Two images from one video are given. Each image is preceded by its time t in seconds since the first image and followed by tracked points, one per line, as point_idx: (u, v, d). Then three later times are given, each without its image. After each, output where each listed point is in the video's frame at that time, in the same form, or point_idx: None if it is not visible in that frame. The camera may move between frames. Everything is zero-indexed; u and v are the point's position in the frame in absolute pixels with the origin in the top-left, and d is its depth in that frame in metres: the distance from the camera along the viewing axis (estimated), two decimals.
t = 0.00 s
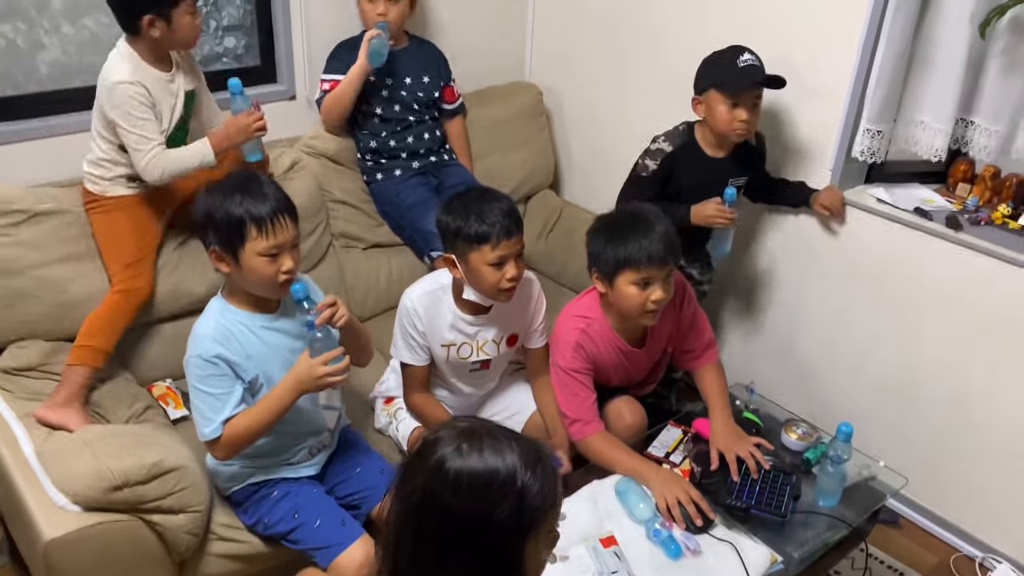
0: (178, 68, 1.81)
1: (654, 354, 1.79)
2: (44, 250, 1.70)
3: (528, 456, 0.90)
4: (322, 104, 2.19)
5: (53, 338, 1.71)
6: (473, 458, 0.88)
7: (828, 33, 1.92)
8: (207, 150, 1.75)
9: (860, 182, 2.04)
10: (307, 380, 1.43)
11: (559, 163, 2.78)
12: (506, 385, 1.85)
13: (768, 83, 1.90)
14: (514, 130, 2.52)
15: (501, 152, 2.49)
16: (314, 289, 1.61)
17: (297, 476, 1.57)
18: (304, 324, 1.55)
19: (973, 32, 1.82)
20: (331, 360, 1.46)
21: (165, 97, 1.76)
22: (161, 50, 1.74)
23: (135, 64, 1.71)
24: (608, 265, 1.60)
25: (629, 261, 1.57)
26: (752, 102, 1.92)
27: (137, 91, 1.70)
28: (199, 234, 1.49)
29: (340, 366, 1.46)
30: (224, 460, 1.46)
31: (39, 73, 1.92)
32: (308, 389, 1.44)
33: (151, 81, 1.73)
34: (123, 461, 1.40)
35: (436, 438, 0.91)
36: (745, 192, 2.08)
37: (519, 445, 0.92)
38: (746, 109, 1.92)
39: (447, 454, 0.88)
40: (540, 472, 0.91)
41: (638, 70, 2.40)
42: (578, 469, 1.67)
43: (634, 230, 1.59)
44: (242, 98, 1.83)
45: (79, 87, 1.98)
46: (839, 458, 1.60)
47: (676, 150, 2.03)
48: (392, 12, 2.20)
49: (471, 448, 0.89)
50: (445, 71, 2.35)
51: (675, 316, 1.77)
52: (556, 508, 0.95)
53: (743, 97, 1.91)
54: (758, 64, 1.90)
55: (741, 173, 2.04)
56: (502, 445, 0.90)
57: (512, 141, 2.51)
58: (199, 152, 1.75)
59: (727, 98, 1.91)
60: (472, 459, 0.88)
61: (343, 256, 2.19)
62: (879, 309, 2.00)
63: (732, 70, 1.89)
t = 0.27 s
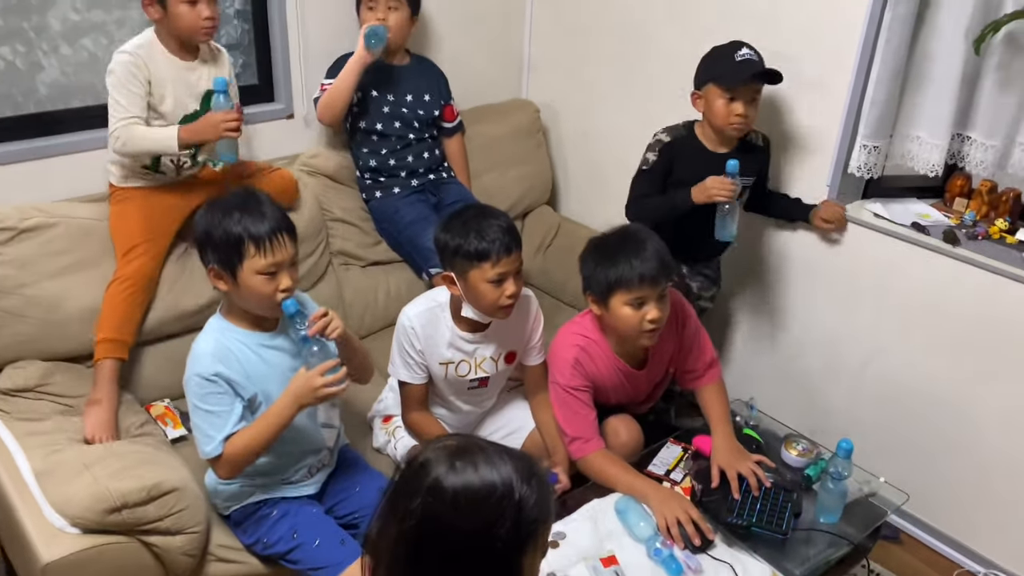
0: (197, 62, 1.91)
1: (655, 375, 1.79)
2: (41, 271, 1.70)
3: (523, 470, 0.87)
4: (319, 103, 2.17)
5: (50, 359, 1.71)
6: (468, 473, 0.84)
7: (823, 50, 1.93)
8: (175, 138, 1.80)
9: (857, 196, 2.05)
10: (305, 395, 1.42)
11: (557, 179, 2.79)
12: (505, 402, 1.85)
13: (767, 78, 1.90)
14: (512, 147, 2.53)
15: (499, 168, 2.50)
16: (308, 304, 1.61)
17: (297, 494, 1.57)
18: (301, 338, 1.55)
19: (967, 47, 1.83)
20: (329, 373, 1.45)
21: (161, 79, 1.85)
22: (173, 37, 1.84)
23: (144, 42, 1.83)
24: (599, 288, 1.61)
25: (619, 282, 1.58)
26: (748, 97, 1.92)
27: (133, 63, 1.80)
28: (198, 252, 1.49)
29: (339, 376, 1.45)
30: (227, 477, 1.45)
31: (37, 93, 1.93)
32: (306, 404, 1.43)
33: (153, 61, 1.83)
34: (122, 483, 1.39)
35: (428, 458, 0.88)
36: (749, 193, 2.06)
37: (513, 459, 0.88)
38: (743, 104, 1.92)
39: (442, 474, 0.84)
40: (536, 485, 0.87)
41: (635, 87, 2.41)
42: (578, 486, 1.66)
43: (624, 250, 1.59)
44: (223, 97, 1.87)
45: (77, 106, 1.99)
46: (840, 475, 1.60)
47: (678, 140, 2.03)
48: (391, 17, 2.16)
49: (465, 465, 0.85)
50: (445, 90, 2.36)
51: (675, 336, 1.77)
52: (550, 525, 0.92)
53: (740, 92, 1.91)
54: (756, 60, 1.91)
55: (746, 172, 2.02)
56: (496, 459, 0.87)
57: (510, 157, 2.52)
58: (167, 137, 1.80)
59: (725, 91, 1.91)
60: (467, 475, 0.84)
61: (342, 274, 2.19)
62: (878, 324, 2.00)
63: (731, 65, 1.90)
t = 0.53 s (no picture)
0: (207, 73, 1.93)
1: (661, 383, 1.79)
2: (49, 276, 1.71)
3: (533, 473, 0.86)
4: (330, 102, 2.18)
5: (58, 364, 1.71)
6: (478, 478, 0.83)
7: (830, 55, 1.93)
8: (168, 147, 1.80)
9: (864, 202, 2.04)
10: (317, 390, 1.40)
11: (563, 184, 2.79)
12: (511, 408, 1.85)
13: (772, 81, 1.91)
14: (519, 152, 2.53)
15: (505, 173, 2.50)
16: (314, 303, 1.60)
17: (303, 499, 1.58)
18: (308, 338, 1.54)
19: (975, 52, 1.83)
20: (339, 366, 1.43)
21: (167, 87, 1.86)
22: (183, 49, 1.86)
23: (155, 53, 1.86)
24: (607, 296, 1.61)
25: (627, 292, 1.57)
26: (753, 100, 1.94)
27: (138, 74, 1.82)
28: (204, 256, 1.49)
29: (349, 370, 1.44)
30: (245, 479, 1.44)
31: (46, 98, 1.94)
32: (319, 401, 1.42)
33: (160, 73, 1.85)
34: (130, 488, 1.39)
35: (434, 463, 0.86)
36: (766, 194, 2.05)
37: (521, 462, 0.87)
38: (748, 106, 1.94)
39: (453, 484, 0.83)
40: (544, 486, 0.87)
41: (641, 92, 2.41)
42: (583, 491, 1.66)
43: (632, 260, 1.59)
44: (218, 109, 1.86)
45: (85, 111, 2.00)
46: (847, 481, 1.59)
47: (692, 137, 2.09)
48: (402, 20, 2.16)
49: (475, 470, 0.84)
50: (453, 96, 2.36)
51: (682, 343, 1.77)
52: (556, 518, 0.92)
53: (744, 95, 1.93)
54: (762, 63, 1.91)
55: (761, 173, 2.02)
56: (505, 463, 0.86)
57: (516, 162, 2.52)
58: (161, 147, 1.80)
59: (729, 97, 1.94)
60: (477, 480, 0.83)
61: (348, 279, 2.19)
62: (886, 330, 1.99)
63: (734, 69, 1.92)
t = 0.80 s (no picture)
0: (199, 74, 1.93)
1: (665, 382, 1.79)
2: (51, 279, 1.71)
3: (541, 480, 0.86)
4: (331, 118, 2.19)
5: (60, 367, 1.71)
6: (487, 485, 0.83)
7: (833, 56, 1.93)
8: (148, 141, 1.81)
9: (866, 204, 2.04)
10: (317, 386, 1.40)
11: (565, 186, 2.79)
12: (515, 409, 1.85)
13: (780, 94, 1.92)
14: (520, 153, 2.53)
15: (507, 175, 2.50)
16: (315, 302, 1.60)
17: (307, 502, 1.57)
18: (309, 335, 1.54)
19: (977, 53, 1.83)
20: (341, 362, 1.43)
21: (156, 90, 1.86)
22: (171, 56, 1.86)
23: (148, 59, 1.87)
24: (613, 294, 1.60)
25: (633, 290, 1.57)
26: (759, 111, 1.94)
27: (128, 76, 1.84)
28: (202, 257, 1.50)
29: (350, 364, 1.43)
30: (253, 478, 1.43)
31: (48, 101, 1.94)
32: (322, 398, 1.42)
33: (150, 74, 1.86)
34: (134, 491, 1.39)
35: (442, 469, 0.86)
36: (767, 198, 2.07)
37: (529, 469, 0.87)
38: (755, 117, 1.95)
39: (461, 491, 0.82)
40: (552, 494, 0.87)
41: (643, 94, 2.41)
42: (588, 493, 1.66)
43: (638, 258, 1.59)
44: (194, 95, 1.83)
45: (88, 114, 2.00)
46: (852, 482, 1.58)
47: (700, 142, 2.12)
48: (406, 28, 2.17)
49: (484, 477, 0.84)
50: (456, 98, 2.36)
51: (686, 344, 1.77)
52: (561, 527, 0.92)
53: (750, 106, 1.94)
54: (771, 76, 1.91)
55: (763, 177, 2.04)
56: (514, 470, 0.86)
57: (518, 164, 2.52)
58: (143, 144, 1.81)
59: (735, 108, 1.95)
60: (487, 487, 0.83)
61: (351, 281, 2.19)
62: (889, 331, 1.99)
63: (742, 78, 1.93)
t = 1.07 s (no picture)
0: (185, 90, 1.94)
1: (661, 387, 1.81)
2: (49, 290, 1.72)
3: (539, 494, 0.87)
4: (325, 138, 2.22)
5: (58, 378, 1.72)
6: (485, 500, 0.84)
7: (823, 65, 1.95)
8: (125, 138, 1.80)
9: (858, 210, 2.06)
10: (311, 385, 1.41)
11: (560, 193, 2.81)
12: (512, 416, 1.86)
13: (768, 101, 1.95)
14: (514, 161, 2.55)
15: (502, 183, 2.52)
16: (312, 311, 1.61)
17: (304, 510, 1.58)
18: (300, 337, 1.55)
19: (967, 61, 1.85)
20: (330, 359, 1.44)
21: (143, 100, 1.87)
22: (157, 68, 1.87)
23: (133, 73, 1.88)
24: (611, 296, 1.61)
25: (631, 290, 1.58)
26: (746, 116, 1.98)
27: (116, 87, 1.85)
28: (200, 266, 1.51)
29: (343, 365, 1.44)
30: (252, 483, 1.43)
31: (45, 112, 1.95)
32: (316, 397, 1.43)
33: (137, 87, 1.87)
34: (132, 501, 1.40)
35: (440, 484, 0.87)
36: (752, 200, 2.11)
37: (526, 483, 0.88)
38: (741, 121, 1.98)
39: (460, 507, 0.83)
40: (549, 508, 0.88)
41: (637, 102, 2.43)
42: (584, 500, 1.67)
43: (636, 259, 1.61)
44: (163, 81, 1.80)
45: (84, 125, 2.00)
46: (846, 488, 1.60)
47: (686, 139, 2.17)
48: (407, 49, 2.20)
49: (481, 491, 0.85)
50: (449, 109, 2.38)
51: (682, 346, 1.78)
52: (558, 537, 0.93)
53: (739, 110, 1.97)
54: (762, 83, 1.95)
55: (748, 178, 2.08)
56: (512, 485, 0.87)
57: (512, 172, 2.54)
58: (122, 142, 1.80)
59: (723, 108, 1.98)
60: (484, 502, 0.84)
61: (348, 289, 2.20)
62: (881, 337, 2.00)
63: (734, 84, 1.95)
